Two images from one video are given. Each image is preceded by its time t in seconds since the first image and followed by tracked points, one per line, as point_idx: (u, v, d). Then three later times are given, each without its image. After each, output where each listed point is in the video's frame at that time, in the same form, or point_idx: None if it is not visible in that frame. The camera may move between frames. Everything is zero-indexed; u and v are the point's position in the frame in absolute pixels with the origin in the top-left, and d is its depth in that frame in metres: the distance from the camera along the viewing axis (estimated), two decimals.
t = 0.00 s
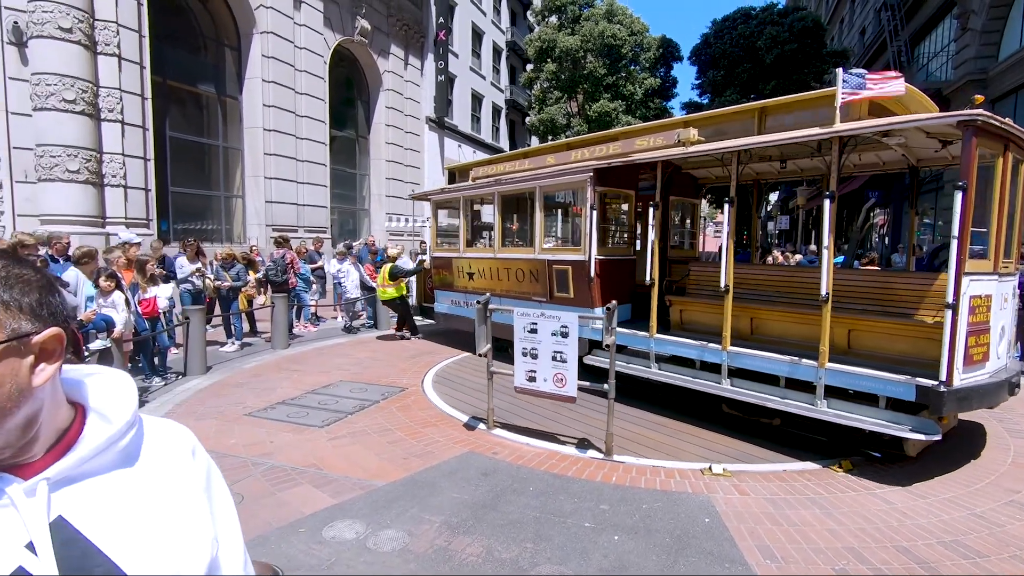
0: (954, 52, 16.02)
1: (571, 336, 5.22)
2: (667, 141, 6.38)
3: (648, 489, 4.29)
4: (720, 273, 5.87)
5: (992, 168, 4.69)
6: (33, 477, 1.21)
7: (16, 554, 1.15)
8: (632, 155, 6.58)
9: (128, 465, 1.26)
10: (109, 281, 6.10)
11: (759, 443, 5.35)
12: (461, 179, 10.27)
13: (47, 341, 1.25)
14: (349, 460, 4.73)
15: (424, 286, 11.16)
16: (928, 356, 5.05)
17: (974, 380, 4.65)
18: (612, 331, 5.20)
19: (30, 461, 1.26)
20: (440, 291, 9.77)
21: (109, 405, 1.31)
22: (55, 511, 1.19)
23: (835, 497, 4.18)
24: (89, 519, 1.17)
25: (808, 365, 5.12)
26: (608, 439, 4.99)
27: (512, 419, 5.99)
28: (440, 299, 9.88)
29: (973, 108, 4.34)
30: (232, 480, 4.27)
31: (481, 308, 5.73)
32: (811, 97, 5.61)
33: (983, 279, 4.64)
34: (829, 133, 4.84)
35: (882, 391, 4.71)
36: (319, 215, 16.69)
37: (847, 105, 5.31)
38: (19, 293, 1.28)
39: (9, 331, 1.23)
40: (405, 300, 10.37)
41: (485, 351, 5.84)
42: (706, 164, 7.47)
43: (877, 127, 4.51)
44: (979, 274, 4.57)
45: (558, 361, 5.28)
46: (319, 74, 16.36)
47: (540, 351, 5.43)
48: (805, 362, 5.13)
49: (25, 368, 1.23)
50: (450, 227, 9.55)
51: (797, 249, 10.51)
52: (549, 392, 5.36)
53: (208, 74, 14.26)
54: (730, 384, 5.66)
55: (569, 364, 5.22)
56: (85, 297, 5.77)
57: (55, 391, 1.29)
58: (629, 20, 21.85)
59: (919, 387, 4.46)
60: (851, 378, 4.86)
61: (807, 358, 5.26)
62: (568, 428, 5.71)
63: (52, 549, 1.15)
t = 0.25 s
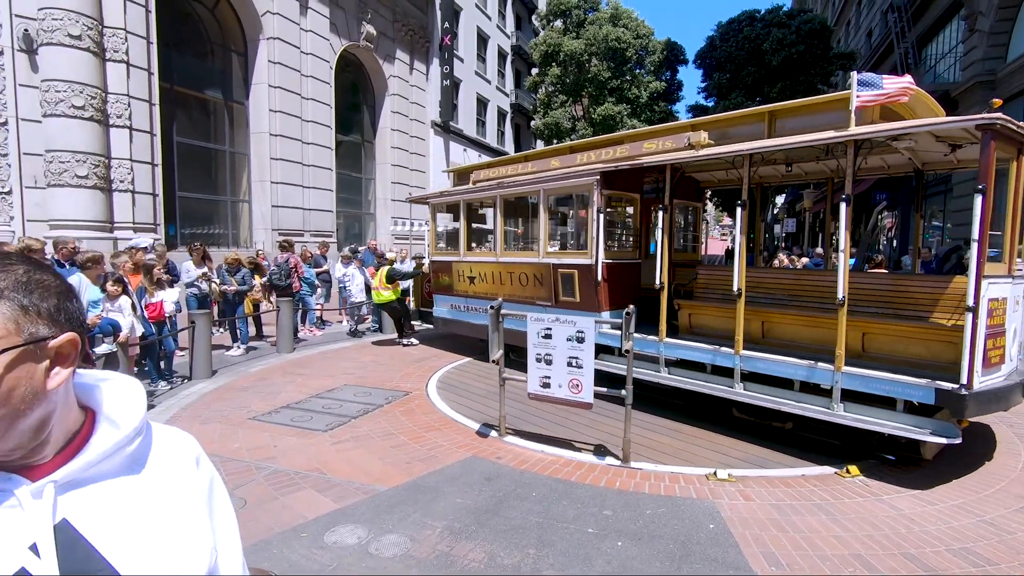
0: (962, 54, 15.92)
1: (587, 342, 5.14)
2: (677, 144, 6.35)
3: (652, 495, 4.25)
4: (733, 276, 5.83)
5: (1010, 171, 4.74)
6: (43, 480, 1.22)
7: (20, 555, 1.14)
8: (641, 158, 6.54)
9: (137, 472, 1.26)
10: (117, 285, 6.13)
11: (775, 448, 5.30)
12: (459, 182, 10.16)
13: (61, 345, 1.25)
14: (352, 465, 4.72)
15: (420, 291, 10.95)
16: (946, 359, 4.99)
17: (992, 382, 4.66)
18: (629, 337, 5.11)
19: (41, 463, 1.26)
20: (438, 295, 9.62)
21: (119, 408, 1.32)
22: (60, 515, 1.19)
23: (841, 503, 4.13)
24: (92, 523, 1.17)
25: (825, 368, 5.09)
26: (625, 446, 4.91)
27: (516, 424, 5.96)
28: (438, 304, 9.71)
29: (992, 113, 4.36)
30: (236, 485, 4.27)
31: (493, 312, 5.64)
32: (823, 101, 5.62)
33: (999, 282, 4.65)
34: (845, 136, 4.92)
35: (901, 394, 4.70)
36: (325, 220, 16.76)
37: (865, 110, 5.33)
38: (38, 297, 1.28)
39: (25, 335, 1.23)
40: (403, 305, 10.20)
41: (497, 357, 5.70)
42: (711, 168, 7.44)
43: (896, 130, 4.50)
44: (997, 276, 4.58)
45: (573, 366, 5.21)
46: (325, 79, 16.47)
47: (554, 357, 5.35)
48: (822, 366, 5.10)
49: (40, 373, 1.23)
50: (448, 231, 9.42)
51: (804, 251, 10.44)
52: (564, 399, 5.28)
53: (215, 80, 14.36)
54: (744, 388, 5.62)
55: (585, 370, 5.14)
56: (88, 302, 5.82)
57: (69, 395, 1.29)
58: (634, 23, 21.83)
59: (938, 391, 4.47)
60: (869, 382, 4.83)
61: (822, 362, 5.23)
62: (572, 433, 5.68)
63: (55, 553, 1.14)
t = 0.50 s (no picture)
0: (966, 55, 15.85)
1: (603, 346, 5.05)
2: (685, 146, 6.34)
3: (655, 498, 4.23)
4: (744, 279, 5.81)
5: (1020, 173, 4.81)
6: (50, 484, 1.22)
7: (28, 558, 1.13)
8: (649, 160, 6.52)
9: (139, 475, 1.27)
10: (122, 289, 6.15)
11: (789, 451, 5.29)
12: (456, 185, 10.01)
13: (79, 350, 1.26)
14: (354, 469, 4.72)
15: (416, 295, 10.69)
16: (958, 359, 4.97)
17: (1006, 383, 4.70)
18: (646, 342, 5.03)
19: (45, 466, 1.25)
20: (436, 299, 9.46)
21: (124, 413, 1.33)
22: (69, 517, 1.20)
23: (847, 507, 4.10)
24: (100, 524, 1.18)
25: (839, 369, 5.10)
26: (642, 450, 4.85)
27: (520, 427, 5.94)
28: (434, 308, 9.55)
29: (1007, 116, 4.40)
30: (239, 489, 4.28)
31: (506, 316, 5.54)
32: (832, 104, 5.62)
33: (1013, 284, 4.69)
34: (857, 138, 4.91)
35: (917, 395, 4.71)
36: (328, 223, 16.80)
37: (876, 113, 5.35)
38: (56, 303, 1.27)
39: (46, 340, 1.23)
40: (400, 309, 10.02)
41: (511, 362, 5.59)
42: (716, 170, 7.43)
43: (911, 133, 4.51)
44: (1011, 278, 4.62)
45: (588, 371, 5.13)
46: (329, 84, 16.54)
47: (568, 362, 5.27)
48: (836, 367, 5.11)
49: (58, 379, 1.23)
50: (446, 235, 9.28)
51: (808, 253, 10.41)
52: (579, 403, 5.21)
53: (219, 85, 14.43)
54: (755, 391, 5.61)
55: (601, 375, 5.06)
56: (92, 305, 5.84)
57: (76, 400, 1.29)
58: (636, 26, 21.83)
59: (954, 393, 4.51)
60: (884, 384, 4.84)
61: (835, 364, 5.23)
62: (575, 436, 5.66)
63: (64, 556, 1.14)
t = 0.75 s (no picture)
0: (963, 56, 15.91)
1: (614, 350, 4.93)
2: (687, 148, 6.33)
3: (653, 501, 4.21)
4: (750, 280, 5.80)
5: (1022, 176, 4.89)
6: (8, 496, 1.17)
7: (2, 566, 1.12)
8: (652, 162, 6.51)
9: (93, 483, 1.26)
10: (120, 292, 6.14)
11: (797, 452, 5.28)
12: (448, 187, 9.89)
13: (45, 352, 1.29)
14: (351, 472, 4.70)
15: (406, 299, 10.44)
16: (965, 359, 4.97)
17: (1011, 382, 4.75)
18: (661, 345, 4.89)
19: None
20: (428, 303, 9.33)
21: (72, 424, 1.30)
22: (38, 521, 1.17)
23: (845, 509, 4.09)
24: (66, 529, 1.16)
25: (846, 370, 5.10)
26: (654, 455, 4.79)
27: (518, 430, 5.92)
28: (427, 312, 9.41)
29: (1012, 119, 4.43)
30: (235, 493, 4.25)
31: (516, 319, 5.41)
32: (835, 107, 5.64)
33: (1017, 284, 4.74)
34: (864, 141, 4.91)
35: (924, 395, 4.75)
36: (327, 226, 16.80)
37: (882, 116, 5.38)
38: (19, 303, 1.30)
39: (16, 341, 1.25)
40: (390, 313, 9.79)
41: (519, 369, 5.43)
42: (715, 173, 7.42)
43: (918, 136, 4.52)
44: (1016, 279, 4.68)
45: (600, 375, 5.00)
46: (327, 88, 16.57)
47: (579, 365, 5.13)
48: (843, 368, 5.11)
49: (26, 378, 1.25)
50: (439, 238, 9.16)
51: (806, 254, 10.42)
52: (590, 408, 5.07)
53: (217, 89, 14.44)
54: (761, 393, 5.60)
55: (612, 378, 4.93)
56: (85, 310, 5.88)
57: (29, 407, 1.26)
58: (634, 29, 21.87)
59: (962, 392, 4.54)
60: (893, 385, 4.86)
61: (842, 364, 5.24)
62: (574, 439, 5.64)
63: (39, 561, 1.13)
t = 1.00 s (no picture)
0: (959, 58, 15.96)
1: (628, 353, 4.87)
2: (691, 150, 6.35)
3: (652, 504, 4.21)
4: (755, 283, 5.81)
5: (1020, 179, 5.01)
6: None
7: None
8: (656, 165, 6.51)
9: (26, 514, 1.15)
10: (116, 295, 6.09)
11: (799, 454, 5.28)
12: (439, 188, 9.77)
13: None
14: (350, 475, 4.69)
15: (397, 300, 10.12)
16: (969, 360, 5.04)
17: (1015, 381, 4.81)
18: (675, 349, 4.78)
19: None
20: (420, 305, 9.19)
21: None
22: None
23: (843, 511, 4.09)
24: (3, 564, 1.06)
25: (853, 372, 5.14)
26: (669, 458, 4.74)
27: (516, 432, 5.92)
28: (419, 315, 9.27)
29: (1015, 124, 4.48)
30: (233, 497, 4.24)
31: (525, 323, 5.28)
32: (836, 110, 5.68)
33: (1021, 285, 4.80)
34: (870, 144, 4.95)
35: (931, 395, 4.80)
36: (325, 228, 16.79)
37: (887, 118, 5.43)
38: None
39: None
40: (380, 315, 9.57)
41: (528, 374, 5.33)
42: (714, 174, 7.43)
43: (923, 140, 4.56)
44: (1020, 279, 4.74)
45: (612, 379, 4.94)
46: (324, 89, 16.56)
47: (591, 369, 5.05)
48: (850, 369, 5.14)
49: None
50: (432, 239, 9.07)
51: (804, 255, 10.41)
52: (602, 412, 5.01)
53: (214, 90, 14.41)
54: (766, 394, 5.60)
55: (625, 383, 4.87)
56: (83, 313, 5.91)
57: None
58: (632, 30, 21.88)
59: (968, 392, 4.60)
60: (900, 385, 4.90)
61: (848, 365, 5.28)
62: (573, 441, 5.64)
63: None
